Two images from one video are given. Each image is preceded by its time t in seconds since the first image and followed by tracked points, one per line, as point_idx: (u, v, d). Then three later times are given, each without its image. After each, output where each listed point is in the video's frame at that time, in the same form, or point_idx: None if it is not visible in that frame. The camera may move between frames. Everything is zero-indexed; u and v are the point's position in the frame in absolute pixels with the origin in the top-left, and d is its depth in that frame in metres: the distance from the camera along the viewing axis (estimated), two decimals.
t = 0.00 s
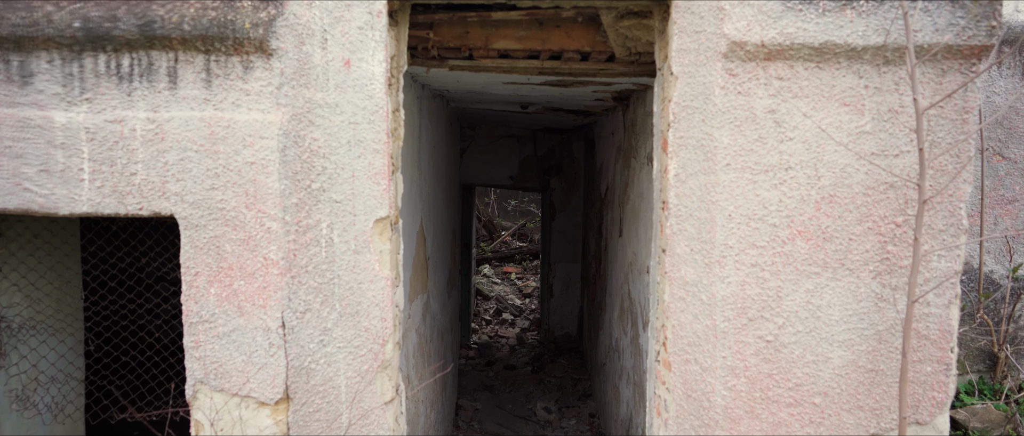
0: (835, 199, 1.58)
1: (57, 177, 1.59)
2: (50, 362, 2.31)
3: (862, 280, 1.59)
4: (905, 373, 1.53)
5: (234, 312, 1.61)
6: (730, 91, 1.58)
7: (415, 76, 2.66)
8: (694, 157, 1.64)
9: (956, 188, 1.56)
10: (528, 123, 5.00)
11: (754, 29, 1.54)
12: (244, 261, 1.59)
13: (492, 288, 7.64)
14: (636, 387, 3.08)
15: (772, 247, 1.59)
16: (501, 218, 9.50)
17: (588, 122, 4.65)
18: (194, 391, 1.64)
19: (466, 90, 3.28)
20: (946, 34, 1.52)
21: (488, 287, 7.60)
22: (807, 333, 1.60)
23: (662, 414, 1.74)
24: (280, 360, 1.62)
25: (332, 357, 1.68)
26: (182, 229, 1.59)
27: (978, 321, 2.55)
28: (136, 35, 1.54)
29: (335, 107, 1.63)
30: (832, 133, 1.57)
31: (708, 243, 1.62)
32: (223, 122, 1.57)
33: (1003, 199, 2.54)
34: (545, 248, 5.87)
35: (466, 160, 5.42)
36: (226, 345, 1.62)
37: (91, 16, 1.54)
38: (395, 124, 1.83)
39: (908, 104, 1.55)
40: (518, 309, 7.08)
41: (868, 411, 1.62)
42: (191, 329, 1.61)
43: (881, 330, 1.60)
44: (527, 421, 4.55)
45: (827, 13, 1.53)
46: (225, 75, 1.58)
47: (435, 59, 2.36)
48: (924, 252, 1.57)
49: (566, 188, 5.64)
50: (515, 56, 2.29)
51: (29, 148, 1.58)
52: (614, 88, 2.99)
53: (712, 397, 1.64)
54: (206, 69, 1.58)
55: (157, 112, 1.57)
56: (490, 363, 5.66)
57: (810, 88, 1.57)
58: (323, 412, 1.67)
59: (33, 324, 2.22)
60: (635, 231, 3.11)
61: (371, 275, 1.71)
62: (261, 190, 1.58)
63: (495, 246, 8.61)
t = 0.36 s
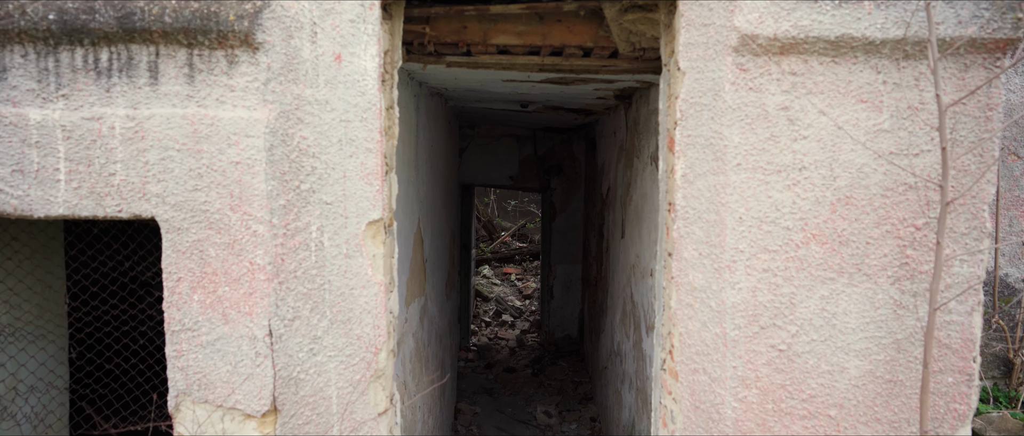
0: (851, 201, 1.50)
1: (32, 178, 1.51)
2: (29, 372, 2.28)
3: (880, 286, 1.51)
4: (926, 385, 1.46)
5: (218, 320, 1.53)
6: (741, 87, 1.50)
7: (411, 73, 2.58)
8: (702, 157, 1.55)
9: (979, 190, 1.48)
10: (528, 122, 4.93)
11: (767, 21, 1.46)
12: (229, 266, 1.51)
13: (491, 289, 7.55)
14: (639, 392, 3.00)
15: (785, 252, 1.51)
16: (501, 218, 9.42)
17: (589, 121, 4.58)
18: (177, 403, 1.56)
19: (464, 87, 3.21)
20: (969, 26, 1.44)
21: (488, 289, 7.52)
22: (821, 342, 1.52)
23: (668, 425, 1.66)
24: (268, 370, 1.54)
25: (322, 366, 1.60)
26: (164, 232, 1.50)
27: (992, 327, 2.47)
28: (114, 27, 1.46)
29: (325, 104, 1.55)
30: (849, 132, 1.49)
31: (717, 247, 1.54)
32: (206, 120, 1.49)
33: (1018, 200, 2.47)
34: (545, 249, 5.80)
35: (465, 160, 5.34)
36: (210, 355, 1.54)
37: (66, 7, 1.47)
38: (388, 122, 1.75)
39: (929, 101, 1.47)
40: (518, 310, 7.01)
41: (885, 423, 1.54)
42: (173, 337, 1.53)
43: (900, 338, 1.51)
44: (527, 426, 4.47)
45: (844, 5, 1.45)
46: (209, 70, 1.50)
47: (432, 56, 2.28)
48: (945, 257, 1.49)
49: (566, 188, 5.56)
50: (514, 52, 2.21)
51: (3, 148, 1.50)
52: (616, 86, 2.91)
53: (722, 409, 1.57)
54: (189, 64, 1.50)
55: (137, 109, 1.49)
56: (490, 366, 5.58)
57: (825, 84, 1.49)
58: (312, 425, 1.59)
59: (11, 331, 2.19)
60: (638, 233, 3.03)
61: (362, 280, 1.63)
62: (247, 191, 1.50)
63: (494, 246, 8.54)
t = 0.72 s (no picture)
0: (872, 203, 1.42)
1: (3, 179, 1.42)
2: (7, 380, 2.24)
3: (902, 294, 1.42)
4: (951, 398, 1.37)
5: (201, 329, 1.44)
6: (755, 82, 1.42)
7: (409, 69, 2.50)
8: (713, 156, 1.47)
9: (1007, 192, 1.39)
10: (528, 121, 4.84)
11: (783, 13, 1.38)
12: (212, 272, 1.43)
13: (491, 291, 7.46)
14: (642, 399, 2.92)
15: (801, 257, 1.43)
16: (501, 218, 9.34)
17: (591, 120, 4.50)
18: (157, 416, 1.47)
19: (463, 85, 3.13)
20: (998, 17, 1.36)
21: (487, 290, 7.43)
22: (839, 353, 1.44)
23: None
24: (254, 382, 1.45)
25: (312, 377, 1.51)
26: (143, 236, 1.42)
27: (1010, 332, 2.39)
28: (89, 18, 1.37)
29: (314, 100, 1.47)
30: (869, 130, 1.41)
31: (729, 252, 1.46)
32: (188, 117, 1.40)
33: None
34: (546, 250, 5.71)
35: (465, 160, 5.26)
36: (193, 365, 1.45)
37: None
38: (382, 119, 1.66)
39: (955, 97, 1.39)
40: (518, 312, 6.92)
41: None
42: (153, 347, 1.44)
43: (924, 349, 1.43)
44: (527, 430, 4.38)
45: None
46: (190, 64, 1.41)
47: (430, 51, 2.20)
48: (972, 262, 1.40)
49: (567, 188, 5.48)
50: (515, 47, 2.12)
51: None
52: (619, 84, 2.83)
53: (734, 423, 1.48)
54: (170, 57, 1.41)
55: (114, 106, 1.41)
56: (489, 369, 5.50)
57: (844, 79, 1.41)
58: None
59: None
60: (641, 234, 2.95)
61: (355, 287, 1.55)
62: (231, 193, 1.41)
63: (494, 247, 8.47)
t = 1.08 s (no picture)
0: (892, 207, 1.34)
1: None
2: None
3: (924, 302, 1.35)
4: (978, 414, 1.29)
5: (182, 339, 1.36)
6: (768, 78, 1.34)
7: (405, 66, 2.43)
8: (724, 157, 1.39)
9: None
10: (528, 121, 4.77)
11: (798, 5, 1.31)
12: (193, 280, 1.35)
13: (490, 292, 7.37)
14: (646, 405, 2.84)
15: (817, 264, 1.35)
16: (501, 219, 9.26)
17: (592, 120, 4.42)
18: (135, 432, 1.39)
19: (462, 84, 3.06)
20: None
21: (487, 292, 7.35)
22: (857, 364, 1.36)
23: None
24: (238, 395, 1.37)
25: (300, 390, 1.44)
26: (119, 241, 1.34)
27: None
28: (62, 10, 1.31)
29: (303, 97, 1.40)
30: (889, 129, 1.33)
31: (741, 258, 1.38)
32: (168, 115, 1.33)
33: None
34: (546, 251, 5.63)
35: (464, 160, 5.18)
36: (174, 378, 1.38)
37: None
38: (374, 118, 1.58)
39: (980, 94, 1.31)
40: (518, 314, 6.84)
41: None
42: (131, 358, 1.36)
43: (947, 360, 1.35)
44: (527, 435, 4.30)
45: None
46: (170, 59, 1.33)
47: (427, 48, 2.12)
48: (998, 269, 1.32)
49: (568, 189, 5.40)
50: (515, 43, 2.05)
51: None
52: (621, 82, 2.76)
53: None
54: (149, 52, 1.33)
55: (89, 103, 1.33)
56: (488, 372, 5.41)
57: (863, 75, 1.33)
58: None
59: None
60: (644, 236, 2.88)
61: (346, 294, 1.47)
62: (214, 195, 1.34)
63: (494, 248, 8.38)
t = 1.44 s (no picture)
0: (913, 211, 1.26)
1: None
2: None
3: (948, 312, 1.27)
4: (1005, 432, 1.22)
5: (161, 351, 1.29)
6: (781, 75, 1.27)
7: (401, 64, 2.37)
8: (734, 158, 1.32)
9: None
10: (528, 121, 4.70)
11: None
12: (173, 289, 1.28)
13: (490, 294, 7.29)
14: (649, 413, 2.76)
15: (834, 271, 1.27)
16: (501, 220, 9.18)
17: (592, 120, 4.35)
18: None
19: (460, 82, 2.99)
20: None
21: (486, 293, 7.27)
22: (876, 378, 1.29)
23: None
24: (221, 410, 1.29)
25: (287, 403, 1.36)
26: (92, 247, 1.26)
27: None
28: (33, 2, 1.24)
29: (289, 95, 1.33)
30: (911, 128, 1.25)
31: (752, 265, 1.30)
32: (145, 113, 1.25)
33: None
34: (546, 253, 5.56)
35: (463, 161, 5.10)
36: (153, 392, 1.30)
37: None
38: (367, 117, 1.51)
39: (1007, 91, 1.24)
40: (518, 316, 6.76)
41: None
42: (106, 372, 1.28)
43: (972, 374, 1.27)
44: None
45: None
46: (148, 54, 1.26)
47: (423, 44, 2.05)
48: None
49: (568, 189, 5.32)
50: (514, 39, 1.97)
51: None
52: (624, 81, 2.68)
53: None
54: (125, 47, 1.26)
55: (62, 101, 1.25)
56: (488, 375, 5.34)
57: (883, 71, 1.25)
58: None
59: None
60: (647, 239, 2.80)
61: (334, 303, 1.40)
62: (194, 198, 1.27)
63: (493, 249, 8.30)
